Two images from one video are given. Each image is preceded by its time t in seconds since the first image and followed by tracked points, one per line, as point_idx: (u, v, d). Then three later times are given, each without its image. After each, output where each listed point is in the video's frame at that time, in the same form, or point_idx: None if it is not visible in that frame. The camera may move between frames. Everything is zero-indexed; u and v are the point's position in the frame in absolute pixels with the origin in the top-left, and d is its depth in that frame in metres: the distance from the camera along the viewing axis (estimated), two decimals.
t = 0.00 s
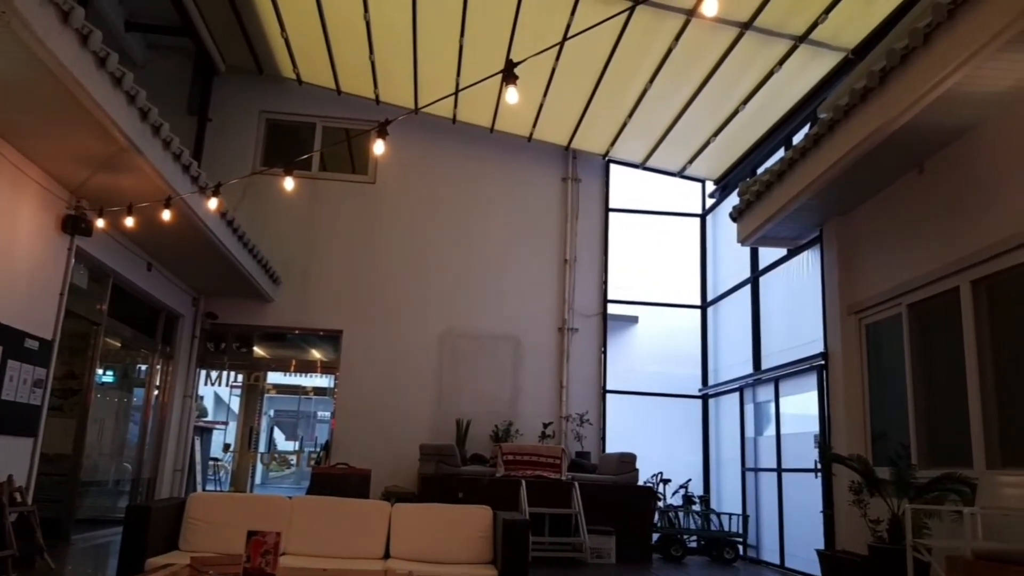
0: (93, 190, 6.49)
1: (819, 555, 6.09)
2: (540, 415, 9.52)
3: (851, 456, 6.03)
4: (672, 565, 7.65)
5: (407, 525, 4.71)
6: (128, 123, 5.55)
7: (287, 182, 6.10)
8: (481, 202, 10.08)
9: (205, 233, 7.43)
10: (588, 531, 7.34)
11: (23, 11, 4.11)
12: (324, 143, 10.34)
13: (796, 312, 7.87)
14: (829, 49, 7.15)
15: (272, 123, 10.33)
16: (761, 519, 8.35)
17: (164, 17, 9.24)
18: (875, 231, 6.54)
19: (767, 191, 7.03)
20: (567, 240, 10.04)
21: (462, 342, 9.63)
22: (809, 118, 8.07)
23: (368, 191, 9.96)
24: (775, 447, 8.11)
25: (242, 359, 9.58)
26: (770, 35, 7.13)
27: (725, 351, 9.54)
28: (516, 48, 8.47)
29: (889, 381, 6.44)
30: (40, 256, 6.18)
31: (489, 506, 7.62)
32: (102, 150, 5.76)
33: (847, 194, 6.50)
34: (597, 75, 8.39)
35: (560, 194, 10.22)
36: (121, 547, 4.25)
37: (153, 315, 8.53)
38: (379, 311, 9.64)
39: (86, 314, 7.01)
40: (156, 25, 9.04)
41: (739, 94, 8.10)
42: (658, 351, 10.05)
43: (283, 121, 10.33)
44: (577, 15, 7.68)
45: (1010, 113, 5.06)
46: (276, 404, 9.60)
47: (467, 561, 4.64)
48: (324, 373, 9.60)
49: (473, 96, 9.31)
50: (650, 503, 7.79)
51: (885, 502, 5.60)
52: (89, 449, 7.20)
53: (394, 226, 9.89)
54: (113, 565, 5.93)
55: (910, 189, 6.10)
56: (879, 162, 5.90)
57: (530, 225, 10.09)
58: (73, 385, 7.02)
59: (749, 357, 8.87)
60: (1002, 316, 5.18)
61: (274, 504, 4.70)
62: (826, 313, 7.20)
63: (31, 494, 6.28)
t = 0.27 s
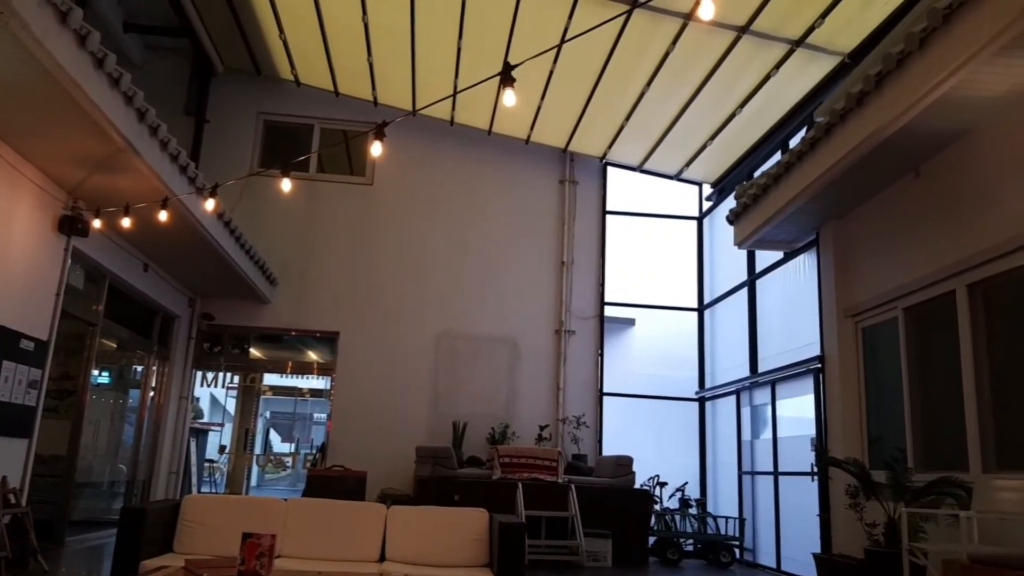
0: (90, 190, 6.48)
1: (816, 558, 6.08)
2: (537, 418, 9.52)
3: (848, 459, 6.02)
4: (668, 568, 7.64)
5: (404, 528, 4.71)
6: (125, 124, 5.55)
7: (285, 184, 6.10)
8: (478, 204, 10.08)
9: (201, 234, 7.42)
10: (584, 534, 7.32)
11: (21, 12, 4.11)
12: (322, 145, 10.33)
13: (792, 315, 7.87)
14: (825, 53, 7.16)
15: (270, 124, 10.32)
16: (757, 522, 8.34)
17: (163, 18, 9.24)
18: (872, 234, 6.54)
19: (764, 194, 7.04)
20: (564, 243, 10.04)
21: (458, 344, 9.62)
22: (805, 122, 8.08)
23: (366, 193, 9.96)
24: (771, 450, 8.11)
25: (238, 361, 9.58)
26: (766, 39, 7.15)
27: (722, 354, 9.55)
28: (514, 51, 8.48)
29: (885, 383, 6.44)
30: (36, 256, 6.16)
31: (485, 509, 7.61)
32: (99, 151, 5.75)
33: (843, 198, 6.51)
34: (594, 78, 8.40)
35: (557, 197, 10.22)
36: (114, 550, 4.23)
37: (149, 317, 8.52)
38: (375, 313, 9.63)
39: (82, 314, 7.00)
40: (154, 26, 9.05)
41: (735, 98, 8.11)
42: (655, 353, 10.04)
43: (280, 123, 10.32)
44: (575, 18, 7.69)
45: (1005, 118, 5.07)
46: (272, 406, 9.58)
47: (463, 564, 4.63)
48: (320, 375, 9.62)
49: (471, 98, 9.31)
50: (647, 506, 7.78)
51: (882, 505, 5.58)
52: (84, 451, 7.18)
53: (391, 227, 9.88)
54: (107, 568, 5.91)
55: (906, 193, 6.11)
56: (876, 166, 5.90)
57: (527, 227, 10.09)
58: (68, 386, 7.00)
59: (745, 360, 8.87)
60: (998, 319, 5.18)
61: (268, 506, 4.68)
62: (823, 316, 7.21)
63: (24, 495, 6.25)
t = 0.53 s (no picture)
0: (79, 193, 6.45)
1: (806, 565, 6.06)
2: (528, 423, 9.48)
3: (839, 465, 6.00)
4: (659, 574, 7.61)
5: (393, 536, 4.69)
6: (116, 127, 5.54)
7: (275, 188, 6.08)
8: (469, 208, 10.06)
9: (192, 238, 7.39)
10: (576, 541, 7.25)
11: (10, 14, 4.11)
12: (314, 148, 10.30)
13: (783, 321, 7.86)
14: (814, 60, 7.18)
15: (262, 127, 10.29)
16: (749, 528, 8.32)
17: (154, 22, 9.22)
18: (861, 240, 6.53)
19: (754, 200, 7.02)
20: (556, 247, 10.02)
21: (450, 349, 9.60)
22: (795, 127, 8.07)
23: (358, 197, 9.94)
24: (763, 456, 8.09)
25: (227, 366, 9.55)
26: (755, 47, 7.16)
27: (713, 359, 9.53)
28: (505, 56, 8.47)
29: (875, 389, 6.42)
30: (24, 260, 6.12)
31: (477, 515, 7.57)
32: (89, 154, 5.74)
33: (833, 204, 6.50)
34: (586, 83, 8.39)
35: (550, 201, 10.20)
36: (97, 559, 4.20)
37: (137, 322, 8.49)
38: (367, 317, 9.60)
39: (68, 319, 6.97)
40: (147, 30, 9.03)
41: (726, 104, 8.10)
42: (646, 358, 10.03)
43: (272, 126, 10.29)
44: (566, 24, 7.69)
45: (992, 124, 5.07)
46: (261, 412, 9.54)
47: (450, 573, 4.59)
48: (310, 381, 9.58)
49: (464, 102, 9.30)
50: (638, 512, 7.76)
51: (873, 510, 5.55)
52: (69, 458, 7.14)
53: (383, 232, 9.86)
54: None
55: (894, 199, 6.11)
56: (864, 173, 5.90)
57: (519, 232, 10.07)
58: (54, 392, 6.95)
59: (736, 365, 8.86)
60: (986, 325, 5.17)
61: (253, 514, 4.64)
62: (813, 322, 7.19)
63: (8, 502, 6.20)
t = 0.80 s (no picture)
0: (68, 207, 6.42)
1: None
2: (518, 442, 9.44)
3: (829, 485, 5.99)
4: None
5: (380, 555, 4.59)
6: (107, 141, 5.54)
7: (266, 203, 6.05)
8: (460, 226, 10.07)
9: (181, 253, 7.35)
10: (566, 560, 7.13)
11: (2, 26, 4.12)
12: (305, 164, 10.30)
13: (772, 341, 7.89)
14: (803, 83, 7.26)
15: (253, 143, 10.29)
16: (738, 549, 8.29)
17: (147, 37, 9.25)
18: (850, 261, 6.57)
19: (744, 220, 7.07)
20: (547, 265, 10.03)
21: (440, 367, 9.57)
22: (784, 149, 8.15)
23: (348, 214, 9.94)
24: (752, 476, 8.08)
25: (214, 383, 9.49)
26: (745, 69, 7.24)
27: (703, 378, 9.54)
28: (498, 75, 8.52)
29: (864, 410, 6.44)
30: (10, 273, 6.07)
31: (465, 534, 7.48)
32: (78, 168, 5.73)
33: (821, 225, 6.55)
34: (577, 103, 8.45)
35: (540, 219, 10.23)
36: None
37: (124, 336, 8.42)
38: (356, 334, 9.56)
39: (55, 333, 6.91)
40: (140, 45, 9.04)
41: (715, 125, 8.18)
42: (636, 377, 10.03)
43: (264, 142, 10.29)
44: (559, 44, 7.76)
45: (979, 148, 5.14)
46: (248, 429, 9.47)
47: None
48: (298, 398, 9.50)
49: (456, 120, 9.34)
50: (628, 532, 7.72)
51: (862, 531, 5.52)
52: (52, 474, 7.05)
53: (373, 248, 9.85)
54: None
55: (882, 220, 6.17)
56: (853, 195, 5.96)
57: (510, 250, 10.08)
58: (39, 408, 6.85)
59: (726, 385, 8.87)
60: (973, 346, 5.21)
61: (239, 533, 4.59)
62: (803, 342, 7.22)
63: None
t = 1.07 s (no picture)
0: (58, 227, 6.40)
1: None
2: (509, 463, 9.38)
3: (821, 506, 5.95)
4: None
5: None
6: (98, 161, 5.56)
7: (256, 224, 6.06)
8: (451, 246, 10.07)
9: (171, 272, 7.33)
10: None
11: None
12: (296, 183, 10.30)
13: (763, 360, 7.88)
14: (791, 104, 7.31)
15: (245, 163, 10.29)
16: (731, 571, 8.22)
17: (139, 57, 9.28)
18: (840, 280, 6.59)
19: (734, 240, 7.08)
20: (538, 285, 10.03)
21: (430, 387, 9.52)
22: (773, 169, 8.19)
23: (339, 233, 9.94)
24: (744, 497, 8.03)
25: (203, 404, 9.43)
26: (734, 90, 7.30)
27: (694, 399, 9.51)
28: (489, 95, 8.57)
29: (856, 430, 6.41)
30: None
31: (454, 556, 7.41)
32: (70, 187, 5.74)
33: (811, 244, 6.57)
34: (568, 123, 8.49)
35: (532, 239, 10.24)
36: None
37: (113, 356, 8.36)
38: (346, 354, 9.52)
39: (43, 353, 6.85)
40: (132, 65, 9.06)
41: (704, 146, 8.22)
42: (628, 397, 9.98)
43: (255, 161, 10.30)
44: (549, 65, 7.81)
45: (966, 168, 5.17)
46: (237, 450, 9.39)
47: None
48: (288, 419, 9.45)
49: (447, 140, 9.37)
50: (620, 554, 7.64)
51: (855, 554, 5.48)
52: (39, 496, 6.96)
53: (364, 268, 9.84)
54: None
55: (871, 240, 6.19)
56: (842, 215, 5.98)
57: (501, 269, 10.08)
58: (26, 429, 6.75)
59: (717, 405, 8.84)
60: (963, 366, 5.21)
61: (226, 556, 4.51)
62: (793, 362, 7.21)
63: None
